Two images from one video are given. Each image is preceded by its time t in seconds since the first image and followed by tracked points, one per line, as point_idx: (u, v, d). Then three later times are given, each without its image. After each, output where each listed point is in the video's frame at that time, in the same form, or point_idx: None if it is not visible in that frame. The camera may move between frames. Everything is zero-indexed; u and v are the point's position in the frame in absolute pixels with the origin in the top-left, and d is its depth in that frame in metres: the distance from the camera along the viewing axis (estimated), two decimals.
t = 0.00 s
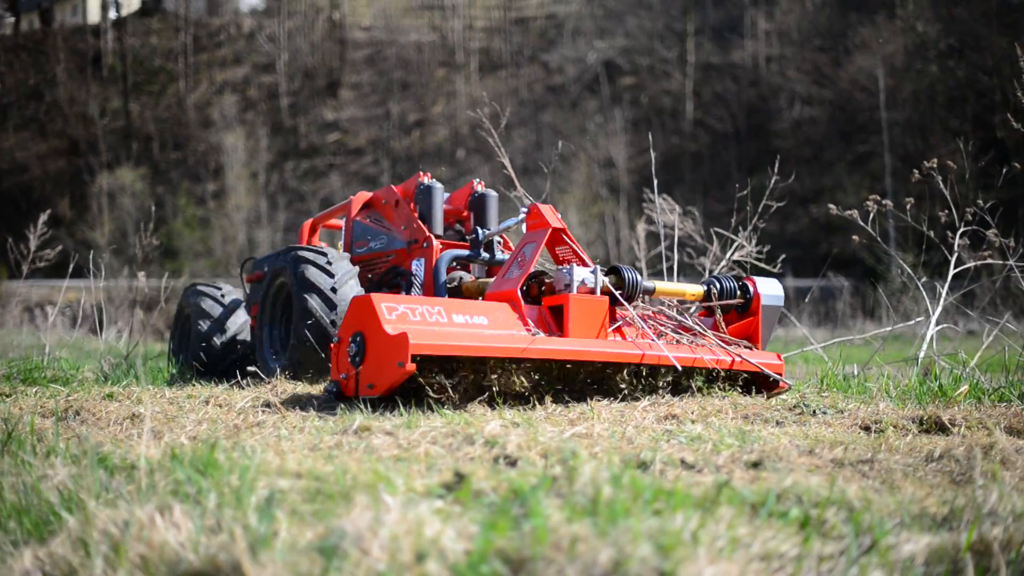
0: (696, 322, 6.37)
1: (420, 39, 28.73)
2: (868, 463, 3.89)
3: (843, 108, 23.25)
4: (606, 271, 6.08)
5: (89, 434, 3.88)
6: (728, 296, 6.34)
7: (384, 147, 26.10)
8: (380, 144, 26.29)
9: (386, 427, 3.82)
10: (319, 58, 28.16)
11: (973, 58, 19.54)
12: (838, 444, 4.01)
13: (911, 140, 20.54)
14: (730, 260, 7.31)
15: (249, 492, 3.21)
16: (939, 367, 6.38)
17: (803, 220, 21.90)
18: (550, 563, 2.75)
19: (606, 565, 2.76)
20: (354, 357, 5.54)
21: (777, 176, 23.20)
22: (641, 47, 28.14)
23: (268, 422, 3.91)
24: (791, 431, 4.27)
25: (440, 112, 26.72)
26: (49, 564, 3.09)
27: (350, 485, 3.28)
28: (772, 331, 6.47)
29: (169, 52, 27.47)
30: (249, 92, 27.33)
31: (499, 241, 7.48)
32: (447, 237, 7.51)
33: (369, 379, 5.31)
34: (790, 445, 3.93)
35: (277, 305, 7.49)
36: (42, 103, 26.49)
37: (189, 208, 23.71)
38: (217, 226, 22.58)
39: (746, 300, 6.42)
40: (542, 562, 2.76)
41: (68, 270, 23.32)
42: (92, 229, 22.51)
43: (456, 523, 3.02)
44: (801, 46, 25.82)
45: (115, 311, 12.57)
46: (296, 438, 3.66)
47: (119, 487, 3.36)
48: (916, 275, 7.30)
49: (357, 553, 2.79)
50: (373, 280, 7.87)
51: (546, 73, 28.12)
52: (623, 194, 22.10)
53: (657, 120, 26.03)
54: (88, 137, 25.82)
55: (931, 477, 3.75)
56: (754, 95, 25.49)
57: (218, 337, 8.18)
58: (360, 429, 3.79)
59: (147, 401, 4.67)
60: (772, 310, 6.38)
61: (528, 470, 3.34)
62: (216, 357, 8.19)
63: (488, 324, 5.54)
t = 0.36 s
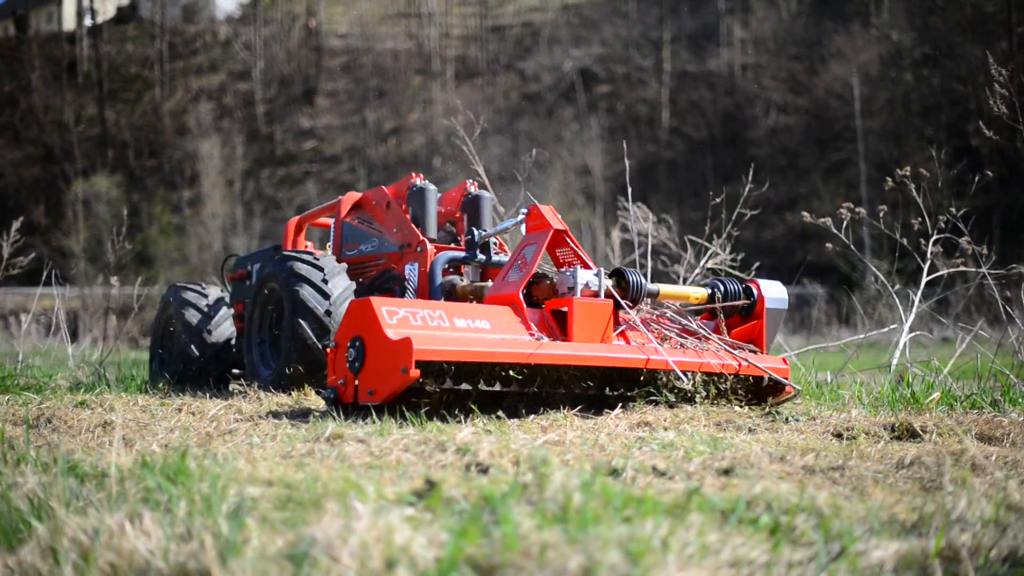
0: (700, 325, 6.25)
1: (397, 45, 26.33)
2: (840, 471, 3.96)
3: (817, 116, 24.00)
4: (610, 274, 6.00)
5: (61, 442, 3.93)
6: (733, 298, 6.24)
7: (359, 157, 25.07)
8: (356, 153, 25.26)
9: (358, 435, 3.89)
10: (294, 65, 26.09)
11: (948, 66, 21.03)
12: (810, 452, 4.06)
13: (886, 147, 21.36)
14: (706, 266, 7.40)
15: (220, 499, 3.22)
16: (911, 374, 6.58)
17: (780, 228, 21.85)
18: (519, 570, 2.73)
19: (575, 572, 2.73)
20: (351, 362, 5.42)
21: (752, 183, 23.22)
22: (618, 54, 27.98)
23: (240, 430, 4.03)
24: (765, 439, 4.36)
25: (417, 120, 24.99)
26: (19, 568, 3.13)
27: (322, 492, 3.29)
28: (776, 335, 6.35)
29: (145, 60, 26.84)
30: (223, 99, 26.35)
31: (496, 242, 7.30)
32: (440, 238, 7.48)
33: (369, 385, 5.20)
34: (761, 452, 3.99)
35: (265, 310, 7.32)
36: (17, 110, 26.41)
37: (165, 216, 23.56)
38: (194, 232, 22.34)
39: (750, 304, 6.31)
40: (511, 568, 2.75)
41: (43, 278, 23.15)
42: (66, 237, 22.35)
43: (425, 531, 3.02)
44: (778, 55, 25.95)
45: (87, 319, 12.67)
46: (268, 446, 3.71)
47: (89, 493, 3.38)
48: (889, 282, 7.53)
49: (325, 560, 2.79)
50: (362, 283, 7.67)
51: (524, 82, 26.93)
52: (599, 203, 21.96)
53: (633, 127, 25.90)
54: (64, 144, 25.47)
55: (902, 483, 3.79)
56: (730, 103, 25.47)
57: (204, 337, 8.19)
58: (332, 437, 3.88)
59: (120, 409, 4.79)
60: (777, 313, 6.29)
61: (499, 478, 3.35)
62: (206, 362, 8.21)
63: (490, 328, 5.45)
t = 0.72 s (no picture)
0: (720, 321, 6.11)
1: (375, 48, 25.45)
2: (812, 473, 4.00)
3: (795, 120, 23.98)
4: (628, 271, 5.83)
5: (33, 445, 3.96)
6: (754, 292, 6.19)
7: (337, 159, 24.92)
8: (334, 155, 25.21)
9: (331, 438, 3.93)
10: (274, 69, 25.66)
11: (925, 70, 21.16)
12: (784, 455, 4.11)
13: (863, 152, 21.71)
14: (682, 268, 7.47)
15: (192, 503, 3.22)
16: (885, 376, 6.77)
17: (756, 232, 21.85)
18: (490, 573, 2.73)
19: (548, 574, 2.72)
20: (362, 366, 5.33)
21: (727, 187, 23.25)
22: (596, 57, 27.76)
23: (214, 433, 4.08)
24: (738, 441, 4.44)
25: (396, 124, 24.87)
26: None
27: (296, 495, 3.29)
28: (796, 331, 6.28)
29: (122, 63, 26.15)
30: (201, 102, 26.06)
31: (504, 239, 7.15)
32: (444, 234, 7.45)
33: (384, 391, 5.11)
34: (736, 455, 4.03)
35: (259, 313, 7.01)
36: None
37: (141, 219, 23.37)
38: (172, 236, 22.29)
39: (770, 299, 6.25)
40: (483, 571, 2.75)
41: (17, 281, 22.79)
42: (43, 240, 22.08)
43: (398, 534, 3.03)
44: (755, 59, 25.79)
45: (61, 322, 12.74)
46: (241, 450, 3.74)
47: (60, 499, 3.39)
48: (863, 287, 7.67)
49: (296, 564, 2.80)
50: (363, 283, 7.45)
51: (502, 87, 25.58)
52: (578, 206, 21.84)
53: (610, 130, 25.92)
54: (39, 148, 24.76)
55: (875, 486, 3.83)
56: (707, 108, 25.46)
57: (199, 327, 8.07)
58: (305, 440, 3.92)
59: (94, 413, 4.85)
60: (798, 308, 6.24)
61: (472, 482, 3.35)
62: (199, 361, 8.09)
63: (506, 328, 5.36)
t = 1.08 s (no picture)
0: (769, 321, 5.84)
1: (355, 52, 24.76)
2: (789, 476, 4.05)
3: (775, 124, 24.07)
4: (673, 272, 5.61)
5: (11, 448, 3.99)
6: (803, 290, 5.97)
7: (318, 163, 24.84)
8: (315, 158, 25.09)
9: (308, 442, 3.99)
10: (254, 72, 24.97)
11: (904, 74, 22.05)
12: (762, 458, 4.16)
13: (843, 156, 22.16)
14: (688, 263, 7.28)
15: (168, 507, 3.23)
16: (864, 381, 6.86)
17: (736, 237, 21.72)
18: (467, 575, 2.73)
19: None
20: (396, 385, 5.04)
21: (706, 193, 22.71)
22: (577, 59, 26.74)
23: (191, 437, 4.17)
24: (718, 447, 4.51)
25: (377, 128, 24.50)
26: None
27: (273, 498, 3.30)
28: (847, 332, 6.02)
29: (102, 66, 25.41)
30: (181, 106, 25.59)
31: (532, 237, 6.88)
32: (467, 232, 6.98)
33: (422, 410, 4.82)
34: (715, 458, 4.07)
35: (266, 325, 6.45)
36: None
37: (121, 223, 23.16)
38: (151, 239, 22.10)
39: (819, 297, 5.98)
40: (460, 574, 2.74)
41: None
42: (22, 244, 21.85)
43: (374, 537, 3.03)
44: (734, 63, 25.63)
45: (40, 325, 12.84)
46: (220, 454, 3.79)
47: (36, 503, 3.41)
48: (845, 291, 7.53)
49: (273, 566, 2.80)
50: (382, 286, 7.06)
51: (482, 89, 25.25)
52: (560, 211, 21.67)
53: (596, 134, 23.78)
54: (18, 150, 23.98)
55: (852, 488, 3.86)
56: (688, 112, 24.86)
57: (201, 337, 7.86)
58: (283, 443, 3.98)
59: (72, 417, 4.98)
60: (848, 307, 5.98)
61: (450, 485, 3.36)
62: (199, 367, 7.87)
63: (548, 339, 5.10)
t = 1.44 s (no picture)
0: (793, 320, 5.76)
1: (315, 57, 23.88)
2: (744, 481, 4.14)
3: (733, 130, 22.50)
4: (695, 267, 5.50)
5: None
6: (830, 287, 5.85)
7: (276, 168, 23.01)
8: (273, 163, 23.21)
9: (263, 447, 4.04)
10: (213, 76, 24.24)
11: (862, 80, 22.11)
12: (717, 463, 4.26)
13: (801, 162, 21.47)
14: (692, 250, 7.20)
15: (121, 514, 3.23)
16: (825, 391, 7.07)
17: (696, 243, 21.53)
18: None
19: None
20: (409, 388, 4.91)
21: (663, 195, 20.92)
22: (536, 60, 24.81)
23: (143, 444, 4.21)
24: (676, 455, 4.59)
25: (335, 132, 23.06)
26: None
27: (227, 503, 3.30)
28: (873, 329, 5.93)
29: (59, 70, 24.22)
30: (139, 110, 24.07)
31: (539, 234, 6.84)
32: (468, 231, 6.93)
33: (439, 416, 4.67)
34: (670, 464, 4.14)
35: (257, 336, 6.31)
36: None
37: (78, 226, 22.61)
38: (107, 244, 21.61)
39: (846, 295, 5.88)
40: None
41: None
42: None
43: (327, 542, 3.05)
44: (694, 69, 24.06)
45: None
46: (173, 460, 3.81)
47: None
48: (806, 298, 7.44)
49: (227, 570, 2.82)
50: (379, 290, 6.93)
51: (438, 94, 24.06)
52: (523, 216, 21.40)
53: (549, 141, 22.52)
54: None
55: (805, 493, 3.92)
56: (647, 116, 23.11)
57: (186, 333, 7.85)
58: (238, 449, 4.01)
59: (26, 421, 4.98)
60: (874, 305, 5.88)
61: (403, 492, 3.38)
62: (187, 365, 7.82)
63: (570, 338, 4.94)
